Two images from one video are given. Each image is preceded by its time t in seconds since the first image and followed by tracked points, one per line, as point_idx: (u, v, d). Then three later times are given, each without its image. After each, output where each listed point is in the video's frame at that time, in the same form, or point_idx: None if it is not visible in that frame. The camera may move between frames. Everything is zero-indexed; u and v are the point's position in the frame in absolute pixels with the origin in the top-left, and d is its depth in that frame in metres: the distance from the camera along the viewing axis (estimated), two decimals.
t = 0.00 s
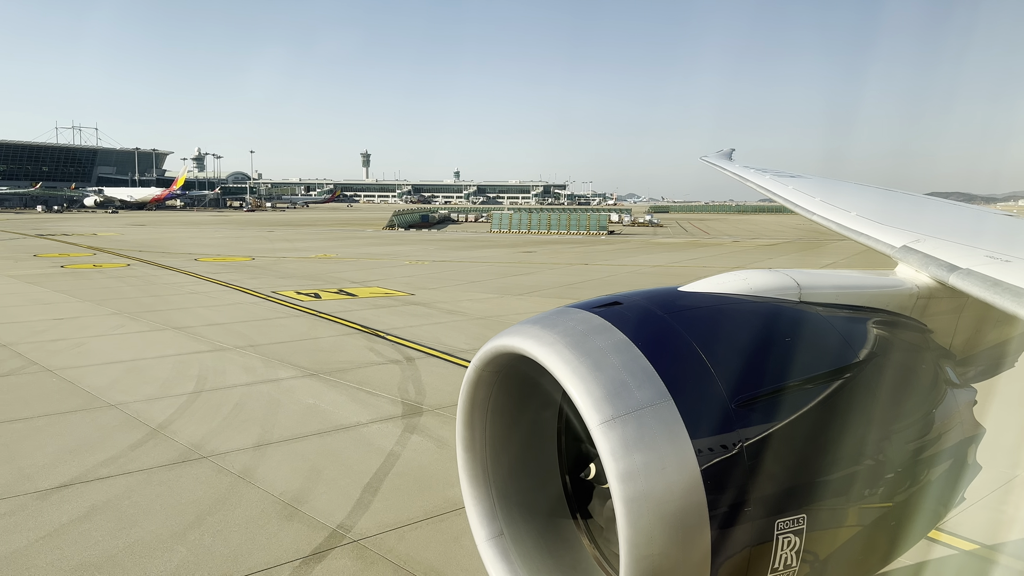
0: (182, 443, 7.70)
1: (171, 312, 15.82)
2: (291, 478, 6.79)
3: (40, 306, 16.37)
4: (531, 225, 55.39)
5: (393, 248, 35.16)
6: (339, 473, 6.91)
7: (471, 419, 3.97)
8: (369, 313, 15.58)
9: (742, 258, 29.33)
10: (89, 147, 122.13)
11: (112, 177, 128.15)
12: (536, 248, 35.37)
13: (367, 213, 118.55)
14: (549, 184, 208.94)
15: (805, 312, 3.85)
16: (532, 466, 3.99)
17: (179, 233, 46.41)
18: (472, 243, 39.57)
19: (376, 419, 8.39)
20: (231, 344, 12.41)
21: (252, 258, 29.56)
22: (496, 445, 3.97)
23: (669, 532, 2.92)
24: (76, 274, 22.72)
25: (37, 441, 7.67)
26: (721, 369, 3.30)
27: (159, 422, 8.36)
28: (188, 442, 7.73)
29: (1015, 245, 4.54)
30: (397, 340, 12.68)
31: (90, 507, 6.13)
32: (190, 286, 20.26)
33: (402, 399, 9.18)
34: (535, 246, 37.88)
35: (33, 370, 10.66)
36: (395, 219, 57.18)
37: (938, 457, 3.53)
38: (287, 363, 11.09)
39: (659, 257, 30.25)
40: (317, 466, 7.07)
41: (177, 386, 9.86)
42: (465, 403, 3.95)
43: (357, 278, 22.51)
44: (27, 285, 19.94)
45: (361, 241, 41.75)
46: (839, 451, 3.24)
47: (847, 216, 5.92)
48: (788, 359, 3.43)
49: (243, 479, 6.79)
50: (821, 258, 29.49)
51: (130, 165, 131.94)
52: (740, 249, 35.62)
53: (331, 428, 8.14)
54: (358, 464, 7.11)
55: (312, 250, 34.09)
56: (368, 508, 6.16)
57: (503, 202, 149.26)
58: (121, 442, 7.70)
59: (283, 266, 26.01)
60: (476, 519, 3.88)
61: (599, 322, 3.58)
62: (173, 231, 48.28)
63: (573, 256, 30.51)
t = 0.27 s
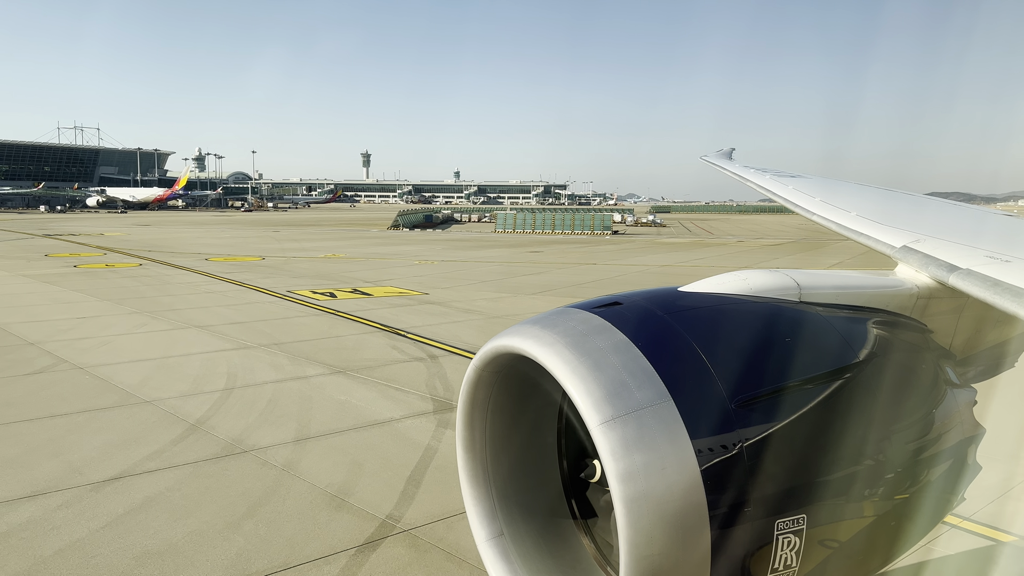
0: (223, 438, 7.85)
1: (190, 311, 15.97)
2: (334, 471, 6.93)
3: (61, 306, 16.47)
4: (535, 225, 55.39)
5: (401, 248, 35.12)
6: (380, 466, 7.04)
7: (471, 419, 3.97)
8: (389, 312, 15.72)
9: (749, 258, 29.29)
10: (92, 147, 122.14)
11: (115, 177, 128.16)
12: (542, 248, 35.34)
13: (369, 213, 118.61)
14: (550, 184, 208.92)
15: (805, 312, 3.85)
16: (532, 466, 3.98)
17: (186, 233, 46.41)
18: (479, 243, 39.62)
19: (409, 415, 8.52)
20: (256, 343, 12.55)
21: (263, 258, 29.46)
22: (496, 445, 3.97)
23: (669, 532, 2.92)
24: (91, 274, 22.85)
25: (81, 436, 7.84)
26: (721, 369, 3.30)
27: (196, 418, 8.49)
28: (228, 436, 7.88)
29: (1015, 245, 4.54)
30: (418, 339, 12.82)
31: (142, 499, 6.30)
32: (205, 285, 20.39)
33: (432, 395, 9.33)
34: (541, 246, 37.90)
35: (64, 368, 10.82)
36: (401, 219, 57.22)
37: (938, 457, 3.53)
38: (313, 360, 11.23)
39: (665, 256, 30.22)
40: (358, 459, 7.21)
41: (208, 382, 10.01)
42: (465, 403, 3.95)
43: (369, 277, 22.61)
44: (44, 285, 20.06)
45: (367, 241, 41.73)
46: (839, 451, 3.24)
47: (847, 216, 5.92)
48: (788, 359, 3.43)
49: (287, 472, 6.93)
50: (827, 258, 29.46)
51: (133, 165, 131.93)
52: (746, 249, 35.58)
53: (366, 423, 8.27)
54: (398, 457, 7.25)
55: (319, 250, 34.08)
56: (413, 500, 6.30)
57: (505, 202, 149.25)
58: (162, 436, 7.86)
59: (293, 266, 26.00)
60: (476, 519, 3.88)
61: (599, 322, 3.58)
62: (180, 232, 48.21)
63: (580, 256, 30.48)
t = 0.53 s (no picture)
0: (260, 432, 7.98)
1: (210, 310, 16.08)
2: (375, 464, 7.08)
3: (81, 304, 16.54)
4: (539, 225, 55.38)
5: (408, 248, 35.05)
6: (419, 460, 7.19)
7: (471, 419, 3.96)
8: (407, 311, 15.80)
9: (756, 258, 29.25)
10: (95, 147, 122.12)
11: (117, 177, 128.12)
12: (549, 248, 35.28)
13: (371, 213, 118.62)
14: (552, 184, 208.88)
15: (805, 312, 3.85)
16: (532, 466, 3.99)
17: (193, 233, 46.39)
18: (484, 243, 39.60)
19: (440, 410, 8.68)
20: (280, 341, 12.68)
21: (273, 258, 29.36)
22: (496, 445, 3.97)
23: (669, 532, 2.92)
24: (106, 273, 22.91)
25: (123, 431, 8.00)
26: (721, 369, 3.30)
27: (232, 413, 8.62)
28: (266, 431, 8.01)
29: (1015, 245, 4.54)
30: (438, 337, 12.92)
31: (192, 491, 6.46)
32: (221, 284, 20.48)
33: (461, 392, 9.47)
34: (548, 246, 37.87)
35: (94, 365, 10.95)
36: (405, 219, 57.24)
37: (938, 457, 3.53)
38: (338, 358, 11.35)
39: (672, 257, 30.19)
40: (396, 453, 7.35)
41: (238, 379, 10.14)
42: (464, 403, 3.95)
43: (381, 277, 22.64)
44: (62, 284, 20.13)
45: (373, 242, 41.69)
46: (839, 451, 3.24)
47: (847, 216, 5.92)
48: (788, 360, 3.43)
49: (328, 465, 7.06)
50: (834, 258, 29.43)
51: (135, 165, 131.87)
52: (753, 249, 35.54)
53: (397, 419, 8.41)
54: (436, 451, 7.40)
55: (327, 250, 34.05)
56: (457, 492, 6.45)
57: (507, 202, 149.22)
58: (201, 431, 8.01)
59: (303, 266, 25.98)
60: (476, 519, 3.88)
61: (599, 322, 3.58)
62: (186, 232, 48.13)
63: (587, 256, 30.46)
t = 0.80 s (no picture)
0: (297, 428, 8.06)
1: (229, 309, 16.10)
2: (414, 457, 7.18)
3: (101, 303, 16.57)
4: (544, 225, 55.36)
5: (416, 247, 34.99)
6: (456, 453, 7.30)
7: (471, 419, 3.96)
8: (425, 309, 15.86)
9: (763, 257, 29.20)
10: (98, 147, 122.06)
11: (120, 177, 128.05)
12: (555, 248, 35.21)
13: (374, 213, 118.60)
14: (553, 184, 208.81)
15: (805, 312, 3.84)
16: (532, 466, 3.98)
17: (199, 233, 46.35)
18: (489, 244, 39.54)
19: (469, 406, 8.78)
20: (302, 339, 12.74)
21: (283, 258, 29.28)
22: (496, 445, 3.97)
23: (669, 531, 2.92)
24: (120, 272, 22.92)
25: (161, 427, 8.09)
26: (721, 369, 3.30)
27: (267, 409, 8.70)
28: (301, 427, 8.09)
29: (1015, 244, 4.53)
30: (458, 335, 12.99)
31: (239, 485, 6.56)
32: (236, 283, 20.49)
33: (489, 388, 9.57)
34: (554, 245, 37.80)
35: (123, 363, 11.03)
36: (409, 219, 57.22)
37: (938, 457, 3.53)
38: (363, 355, 11.43)
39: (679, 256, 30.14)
40: (433, 447, 7.46)
41: (267, 376, 10.23)
42: (465, 403, 3.95)
43: (393, 276, 22.64)
44: (76, 283, 20.09)
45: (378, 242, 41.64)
46: (839, 451, 3.24)
47: (847, 216, 5.92)
48: (788, 359, 3.43)
49: (369, 459, 7.14)
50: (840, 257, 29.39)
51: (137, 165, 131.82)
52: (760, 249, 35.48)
53: (428, 414, 8.50)
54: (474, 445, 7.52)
55: (334, 250, 34.00)
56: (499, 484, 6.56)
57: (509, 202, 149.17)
58: (239, 426, 8.11)
59: (313, 266, 25.94)
60: (476, 518, 3.88)
61: (599, 322, 3.58)
62: (192, 232, 48.04)
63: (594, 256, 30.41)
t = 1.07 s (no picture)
0: (332, 423, 8.21)
1: (246, 308, 16.13)
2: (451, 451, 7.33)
3: (120, 302, 16.62)
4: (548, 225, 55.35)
5: (422, 247, 34.95)
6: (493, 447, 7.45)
7: (471, 419, 3.96)
8: (441, 308, 15.93)
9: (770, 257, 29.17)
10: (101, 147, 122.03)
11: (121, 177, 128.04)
12: (562, 248, 35.17)
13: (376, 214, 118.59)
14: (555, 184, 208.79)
15: (805, 312, 3.84)
16: (531, 466, 3.98)
17: (205, 233, 46.33)
18: (494, 243, 39.48)
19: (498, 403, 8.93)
20: (324, 338, 12.83)
21: (293, 258, 29.25)
22: (497, 445, 3.97)
23: (669, 532, 2.92)
24: (136, 271, 22.97)
25: (200, 422, 8.25)
26: (721, 369, 3.30)
27: (300, 406, 8.87)
28: (336, 422, 8.25)
29: (1015, 244, 4.53)
30: (477, 334, 13.10)
31: (283, 477, 6.72)
32: (249, 283, 20.51)
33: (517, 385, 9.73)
34: (561, 245, 37.72)
35: (151, 361, 11.16)
36: (414, 219, 57.28)
37: (938, 457, 3.53)
38: (387, 353, 11.54)
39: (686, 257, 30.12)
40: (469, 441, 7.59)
41: (296, 374, 10.38)
42: (464, 403, 3.95)
43: (401, 276, 22.64)
44: (92, 283, 20.07)
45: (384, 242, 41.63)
46: (839, 450, 3.24)
47: (847, 215, 5.92)
48: (788, 359, 3.43)
49: (406, 453, 7.30)
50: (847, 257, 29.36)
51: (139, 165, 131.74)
52: (767, 249, 35.43)
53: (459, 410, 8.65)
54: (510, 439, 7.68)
55: (341, 250, 33.97)
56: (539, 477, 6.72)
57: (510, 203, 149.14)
58: (276, 422, 8.27)
59: (324, 266, 25.95)
60: (476, 518, 3.88)
61: (599, 322, 3.58)
62: (197, 232, 47.98)
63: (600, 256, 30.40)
